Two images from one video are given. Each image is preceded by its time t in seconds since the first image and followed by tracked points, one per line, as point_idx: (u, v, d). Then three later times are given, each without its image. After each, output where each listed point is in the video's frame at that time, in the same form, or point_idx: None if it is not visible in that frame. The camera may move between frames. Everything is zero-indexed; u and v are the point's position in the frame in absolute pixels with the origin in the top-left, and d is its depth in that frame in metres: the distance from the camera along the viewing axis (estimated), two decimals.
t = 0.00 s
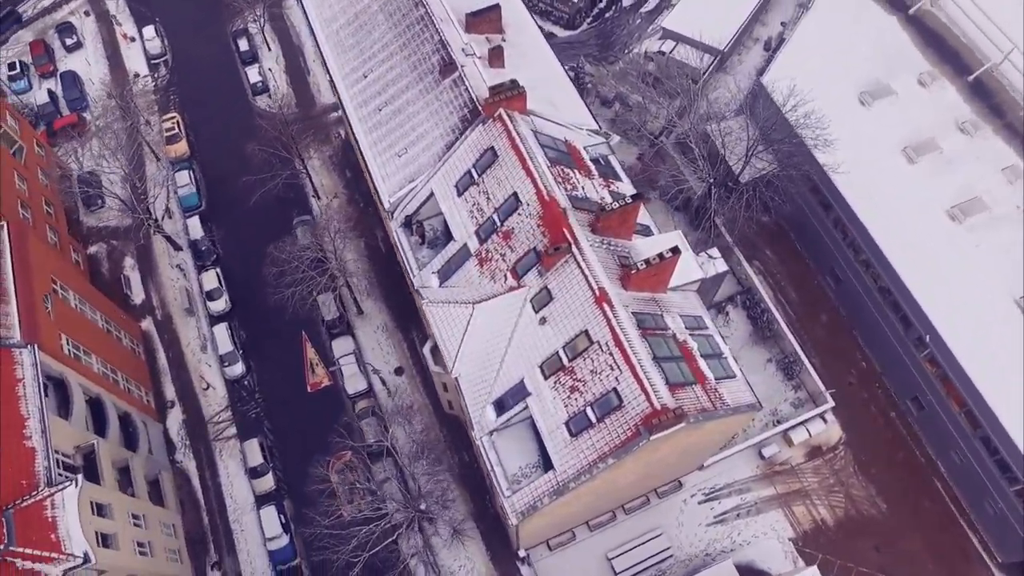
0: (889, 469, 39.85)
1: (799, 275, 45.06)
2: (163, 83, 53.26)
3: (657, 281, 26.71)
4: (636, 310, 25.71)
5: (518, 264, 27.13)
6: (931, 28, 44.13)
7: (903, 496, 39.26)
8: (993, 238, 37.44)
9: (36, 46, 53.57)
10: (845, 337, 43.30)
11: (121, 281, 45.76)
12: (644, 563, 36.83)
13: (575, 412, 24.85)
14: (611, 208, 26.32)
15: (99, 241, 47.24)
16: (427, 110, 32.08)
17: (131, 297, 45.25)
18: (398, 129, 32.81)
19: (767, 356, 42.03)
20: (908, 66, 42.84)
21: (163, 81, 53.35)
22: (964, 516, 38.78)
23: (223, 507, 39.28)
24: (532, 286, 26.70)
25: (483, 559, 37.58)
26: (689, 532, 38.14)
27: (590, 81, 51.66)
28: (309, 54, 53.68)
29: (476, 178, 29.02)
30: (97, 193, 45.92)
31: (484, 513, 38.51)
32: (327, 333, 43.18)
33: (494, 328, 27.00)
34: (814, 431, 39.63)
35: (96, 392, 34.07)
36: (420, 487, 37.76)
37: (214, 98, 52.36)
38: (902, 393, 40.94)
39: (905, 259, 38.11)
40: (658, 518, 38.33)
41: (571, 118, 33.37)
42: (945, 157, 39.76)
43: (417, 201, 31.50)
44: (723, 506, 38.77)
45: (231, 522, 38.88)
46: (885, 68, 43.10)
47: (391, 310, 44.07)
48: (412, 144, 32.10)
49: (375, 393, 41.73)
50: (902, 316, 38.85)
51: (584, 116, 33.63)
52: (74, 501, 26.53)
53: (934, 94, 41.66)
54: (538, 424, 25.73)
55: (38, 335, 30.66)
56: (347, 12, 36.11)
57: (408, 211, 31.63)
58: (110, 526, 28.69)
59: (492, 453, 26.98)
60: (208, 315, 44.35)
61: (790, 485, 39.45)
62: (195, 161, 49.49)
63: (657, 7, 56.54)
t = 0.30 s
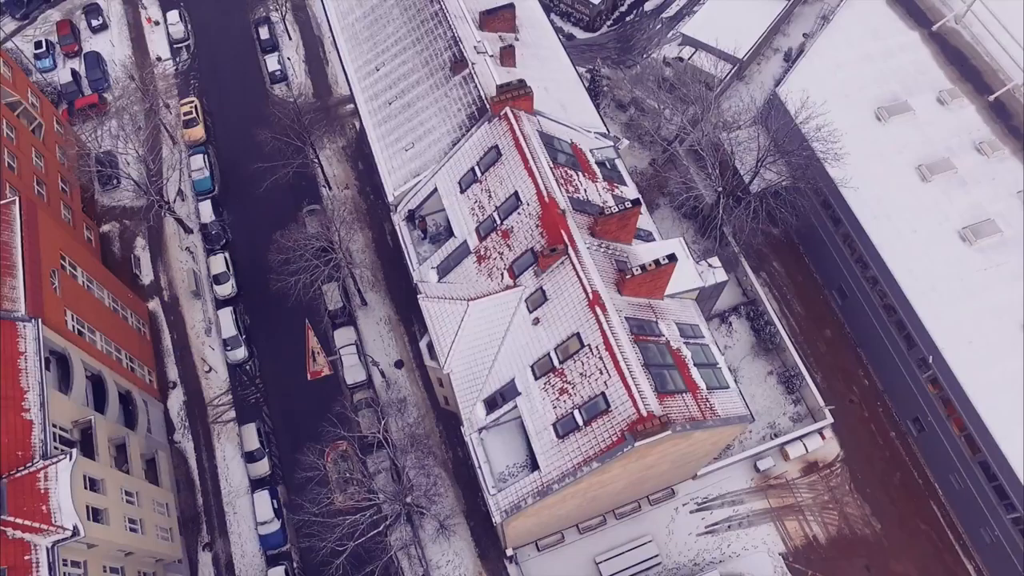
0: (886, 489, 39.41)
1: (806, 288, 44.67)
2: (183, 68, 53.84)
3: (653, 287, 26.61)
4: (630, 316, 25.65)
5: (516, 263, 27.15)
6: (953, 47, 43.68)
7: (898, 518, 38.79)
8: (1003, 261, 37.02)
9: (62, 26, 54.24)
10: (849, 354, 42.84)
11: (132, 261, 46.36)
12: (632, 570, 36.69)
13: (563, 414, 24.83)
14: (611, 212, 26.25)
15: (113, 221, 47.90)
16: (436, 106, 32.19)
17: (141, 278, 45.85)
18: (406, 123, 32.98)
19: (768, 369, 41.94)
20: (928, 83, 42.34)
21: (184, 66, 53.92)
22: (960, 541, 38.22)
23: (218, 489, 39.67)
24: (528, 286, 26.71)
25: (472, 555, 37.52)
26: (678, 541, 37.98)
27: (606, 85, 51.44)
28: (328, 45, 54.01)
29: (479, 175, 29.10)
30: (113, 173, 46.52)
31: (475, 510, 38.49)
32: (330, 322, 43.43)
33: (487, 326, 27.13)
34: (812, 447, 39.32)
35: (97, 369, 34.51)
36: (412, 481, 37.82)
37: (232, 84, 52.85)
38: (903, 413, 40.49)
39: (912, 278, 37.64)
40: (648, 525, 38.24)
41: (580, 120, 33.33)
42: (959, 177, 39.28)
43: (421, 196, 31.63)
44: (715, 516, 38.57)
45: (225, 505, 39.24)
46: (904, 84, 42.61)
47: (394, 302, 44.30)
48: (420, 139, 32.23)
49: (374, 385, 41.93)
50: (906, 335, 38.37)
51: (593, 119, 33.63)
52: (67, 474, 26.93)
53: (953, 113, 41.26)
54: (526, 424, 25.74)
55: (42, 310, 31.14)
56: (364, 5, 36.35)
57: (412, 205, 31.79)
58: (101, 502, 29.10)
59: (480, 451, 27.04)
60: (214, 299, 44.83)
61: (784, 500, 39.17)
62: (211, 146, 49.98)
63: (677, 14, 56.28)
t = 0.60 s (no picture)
0: (882, 511, 38.95)
1: (813, 303, 44.25)
2: (206, 52, 54.44)
3: (649, 293, 26.50)
4: (624, 320, 25.59)
5: (513, 262, 27.18)
6: (977, 66, 42.79)
7: (893, 540, 38.31)
8: (1014, 286, 36.19)
9: (90, 6, 55.04)
10: (853, 372, 42.36)
11: (144, 240, 47.00)
12: None
13: (551, 415, 24.83)
14: (610, 215, 26.20)
15: (128, 200, 48.58)
16: (446, 102, 32.30)
17: (152, 258, 46.46)
18: (416, 117, 33.13)
19: (769, 383, 41.58)
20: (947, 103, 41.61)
21: (207, 51, 54.52)
22: (955, 567, 37.68)
23: (214, 470, 40.10)
24: (524, 286, 26.75)
25: (460, 551, 37.61)
26: (668, 550, 37.82)
27: (624, 89, 50.91)
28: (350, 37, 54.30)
29: (483, 172, 29.16)
30: (130, 153, 47.15)
31: (466, 506, 38.56)
32: (334, 311, 43.71)
33: (482, 323, 27.22)
34: (808, 463, 38.94)
35: (101, 345, 35.06)
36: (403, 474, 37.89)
37: (253, 71, 53.35)
38: (903, 435, 39.98)
39: (919, 299, 37.16)
40: (638, 532, 38.12)
41: (589, 123, 33.24)
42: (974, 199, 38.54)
43: (426, 190, 31.75)
44: (706, 527, 38.33)
45: (219, 486, 39.63)
46: (924, 101, 41.98)
47: (399, 295, 44.47)
48: (428, 134, 32.36)
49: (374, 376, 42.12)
50: (910, 356, 37.88)
51: (602, 122, 33.50)
52: (61, 447, 27.33)
53: (972, 132, 40.52)
54: (515, 423, 25.77)
55: (49, 284, 31.72)
56: None
57: (416, 199, 31.92)
58: (94, 476, 29.54)
59: (468, 447, 27.11)
60: (222, 283, 45.30)
61: (777, 515, 38.84)
62: (228, 131, 50.51)
63: (700, 20, 55.48)
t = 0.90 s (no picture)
0: (876, 531, 38.51)
1: (819, 318, 43.81)
2: (229, 39, 54.99)
3: (645, 299, 26.43)
4: (618, 324, 25.51)
5: (512, 261, 27.18)
6: (1000, 86, 42.02)
7: (886, 561, 37.88)
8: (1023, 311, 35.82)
9: None
10: (856, 389, 41.90)
11: (157, 221, 47.58)
12: None
13: (539, 415, 24.83)
14: (610, 219, 26.15)
15: (144, 181, 49.21)
16: (456, 98, 32.38)
17: (164, 239, 47.02)
18: (426, 112, 33.24)
19: (769, 397, 41.21)
20: (969, 121, 41.02)
21: (229, 37, 55.05)
22: None
23: (211, 451, 40.53)
24: (521, 285, 26.76)
25: (449, 546, 37.75)
26: (657, 557, 37.65)
27: (640, 94, 50.55)
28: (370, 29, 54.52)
29: (488, 170, 29.23)
30: (148, 135, 47.74)
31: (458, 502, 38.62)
32: (339, 301, 43.99)
33: (478, 320, 27.31)
34: (804, 479, 38.57)
35: (106, 321, 35.54)
36: (395, 466, 38.04)
37: (273, 59, 53.79)
38: (903, 456, 39.48)
39: (924, 320, 36.70)
40: (629, 538, 37.97)
41: (598, 126, 33.16)
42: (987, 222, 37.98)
43: (431, 185, 31.86)
44: (697, 538, 38.10)
45: (216, 468, 40.03)
46: (944, 120, 41.37)
47: (403, 288, 44.61)
48: (437, 129, 32.47)
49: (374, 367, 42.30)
50: (913, 377, 37.41)
51: (611, 125, 33.40)
52: (60, 419, 27.80)
53: (991, 153, 39.90)
54: (504, 421, 25.79)
55: (57, 259, 32.19)
56: None
57: (422, 193, 32.04)
58: (89, 450, 30.01)
59: (458, 442, 27.17)
60: (230, 267, 45.74)
61: (770, 529, 38.52)
62: (245, 117, 50.99)
63: (722, 29, 54.91)
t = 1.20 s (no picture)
0: (868, 556, 38.05)
1: (825, 337, 43.38)
2: (257, 23, 55.60)
3: (642, 305, 26.38)
4: (612, 329, 25.48)
5: (511, 259, 27.26)
6: None
7: None
8: None
9: None
10: (858, 411, 41.40)
11: (174, 199, 48.27)
12: None
13: (527, 415, 24.87)
14: (611, 223, 26.10)
15: (164, 159, 49.97)
16: (470, 94, 32.48)
17: (179, 217, 47.68)
18: (439, 106, 33.39)
19: (769, 412, 40.85)
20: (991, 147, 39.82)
21: (257, 22, 55.65)
22: None
23: (211, 429, 41.06)
24: (518, 283, 26.83)
25: (437, 539, 37.87)
26: (644, 565, 37.53)
27: (660, 100, 50.28)
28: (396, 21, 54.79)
29: (494, 168, 29.31)
30: (170, 114, 48.43)
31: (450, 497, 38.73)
32: (346, 289, 44.30)
33: (474, 316, 27.45)
34: (798, 498, 38.21)
35: (114, 295, 36.11)
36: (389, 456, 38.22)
37: (299, 45, 54.29)
38: (901, 481, 38.95)
39: (930, 345, 36.19)
40: (617, 544, 37.90)
41: (611, 129, 33.07)
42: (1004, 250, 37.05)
43: (439, 179, 32.04)
44: (686, 549, 37.94)
45: (214, 446, 40.54)
46: (966, 143, 40.64)
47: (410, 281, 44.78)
48: (448, 124, 32.62)
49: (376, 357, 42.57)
50: (916, 402, 36.88)
51: (624, 130, 33.29)
52: (60, 387, 28.34)
53: (1013, 180, 38.91)
54: (492, 418, 25.89)
55: (70, 230, 32.78)
56: None
57: (429, 186, 32.24)
58: (87, 419, 30.52)
59: (446, 436, 27.31)
60: (242, 249, 46.28)
61: (760, 546, 38.20)
62: (267, 102, 51.55)
63: (749, 39, 54.37)
